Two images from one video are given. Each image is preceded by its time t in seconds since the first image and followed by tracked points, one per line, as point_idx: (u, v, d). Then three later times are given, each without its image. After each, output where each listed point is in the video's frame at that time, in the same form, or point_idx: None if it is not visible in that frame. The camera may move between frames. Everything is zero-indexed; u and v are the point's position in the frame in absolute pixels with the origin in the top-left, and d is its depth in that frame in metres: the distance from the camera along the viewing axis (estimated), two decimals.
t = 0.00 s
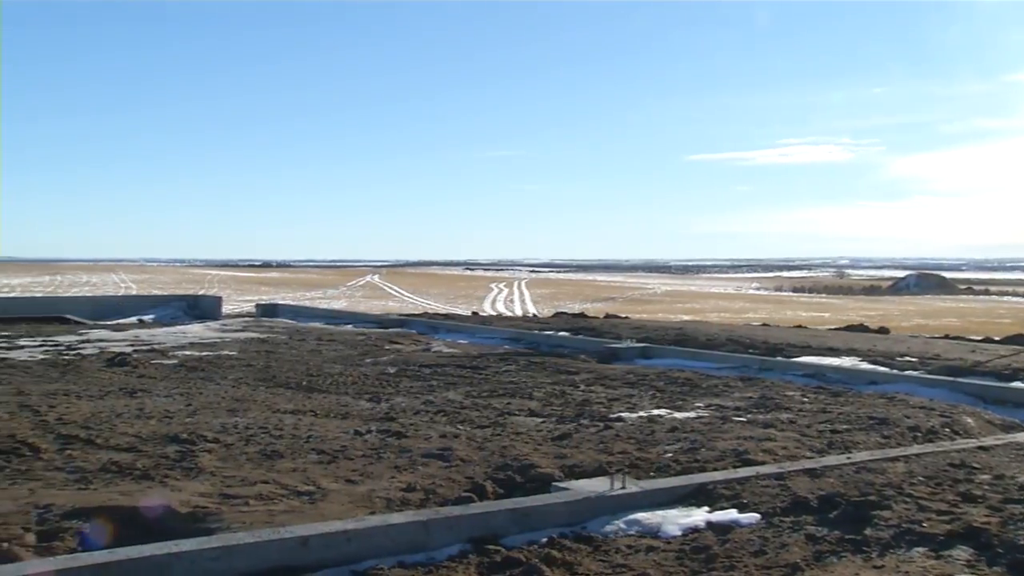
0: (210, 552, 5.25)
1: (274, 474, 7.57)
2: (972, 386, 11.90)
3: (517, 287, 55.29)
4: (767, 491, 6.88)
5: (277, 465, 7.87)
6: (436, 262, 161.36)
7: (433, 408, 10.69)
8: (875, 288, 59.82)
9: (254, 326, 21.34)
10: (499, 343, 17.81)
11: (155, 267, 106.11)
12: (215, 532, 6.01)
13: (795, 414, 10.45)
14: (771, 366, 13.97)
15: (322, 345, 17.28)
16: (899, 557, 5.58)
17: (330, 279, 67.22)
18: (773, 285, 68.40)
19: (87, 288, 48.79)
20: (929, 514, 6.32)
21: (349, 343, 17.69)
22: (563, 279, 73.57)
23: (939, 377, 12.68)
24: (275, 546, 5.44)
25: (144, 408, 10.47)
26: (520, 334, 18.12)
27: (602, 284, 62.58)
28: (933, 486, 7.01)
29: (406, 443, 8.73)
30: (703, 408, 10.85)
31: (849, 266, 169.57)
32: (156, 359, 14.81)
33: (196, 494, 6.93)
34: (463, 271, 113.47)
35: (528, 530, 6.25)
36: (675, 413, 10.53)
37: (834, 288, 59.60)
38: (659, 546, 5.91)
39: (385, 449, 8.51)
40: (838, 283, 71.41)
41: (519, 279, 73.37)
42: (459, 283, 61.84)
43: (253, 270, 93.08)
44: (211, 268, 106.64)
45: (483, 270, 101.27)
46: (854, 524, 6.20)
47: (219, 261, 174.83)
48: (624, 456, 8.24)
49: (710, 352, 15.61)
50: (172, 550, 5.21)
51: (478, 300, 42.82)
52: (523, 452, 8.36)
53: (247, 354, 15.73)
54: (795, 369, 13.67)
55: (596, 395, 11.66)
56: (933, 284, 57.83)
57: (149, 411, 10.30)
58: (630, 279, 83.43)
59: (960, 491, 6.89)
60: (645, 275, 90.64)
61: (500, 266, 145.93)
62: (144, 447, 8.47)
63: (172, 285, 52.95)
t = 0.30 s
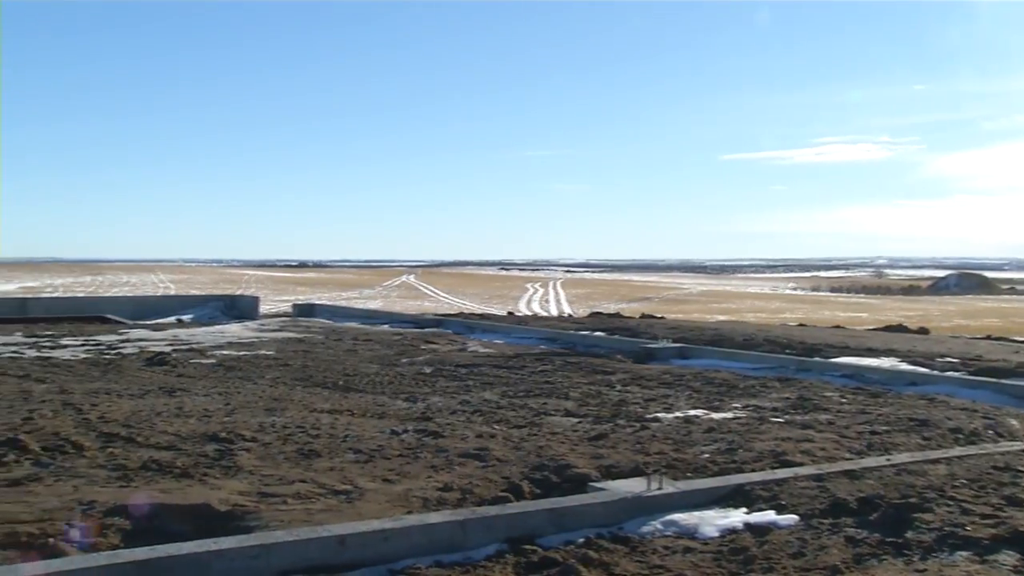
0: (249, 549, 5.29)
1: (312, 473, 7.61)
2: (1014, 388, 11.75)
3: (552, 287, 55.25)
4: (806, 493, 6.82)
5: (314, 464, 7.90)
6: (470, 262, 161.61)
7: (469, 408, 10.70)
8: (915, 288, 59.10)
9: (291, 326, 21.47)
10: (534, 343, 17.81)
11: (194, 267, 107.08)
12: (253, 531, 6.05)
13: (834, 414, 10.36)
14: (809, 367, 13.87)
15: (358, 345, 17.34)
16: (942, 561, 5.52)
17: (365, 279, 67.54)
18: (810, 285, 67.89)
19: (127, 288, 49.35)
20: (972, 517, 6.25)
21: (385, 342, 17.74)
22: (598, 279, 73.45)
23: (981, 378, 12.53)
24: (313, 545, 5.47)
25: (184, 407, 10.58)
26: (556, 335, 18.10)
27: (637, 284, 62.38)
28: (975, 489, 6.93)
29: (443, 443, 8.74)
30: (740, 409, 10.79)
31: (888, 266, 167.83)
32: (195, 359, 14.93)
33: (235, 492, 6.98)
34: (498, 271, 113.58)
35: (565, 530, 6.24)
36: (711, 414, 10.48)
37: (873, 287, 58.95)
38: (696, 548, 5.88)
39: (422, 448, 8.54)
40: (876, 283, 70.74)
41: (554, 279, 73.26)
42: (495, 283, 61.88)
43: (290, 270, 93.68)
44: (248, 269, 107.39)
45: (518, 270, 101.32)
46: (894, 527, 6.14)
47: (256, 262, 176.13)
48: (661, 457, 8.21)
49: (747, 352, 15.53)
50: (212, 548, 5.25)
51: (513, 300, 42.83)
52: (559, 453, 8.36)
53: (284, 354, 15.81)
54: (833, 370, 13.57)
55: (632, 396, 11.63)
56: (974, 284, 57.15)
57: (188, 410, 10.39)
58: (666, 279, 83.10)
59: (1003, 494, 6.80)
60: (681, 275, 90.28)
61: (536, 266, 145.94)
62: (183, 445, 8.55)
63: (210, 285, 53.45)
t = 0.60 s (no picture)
0: (289, 548, 5.32)
1: (351, 472, 7.65)
2: None
3: (589, 287, 55.12)
4: (847, 495, 6.76)
5: (353, 464, 7.93)
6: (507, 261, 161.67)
7: (507, 408, 10.70)
8: (957, 288, 58.39)
9: (329, 326, 21.58)
10: (572, 343, 17.79)
11: (233, 267, 107.96)
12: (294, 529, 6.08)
13: (875, 416, 10.26)
14: (849, 367, 13.74)
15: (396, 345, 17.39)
16: (988, 566, 5.45)
17: (402, 279, 67.80)
18: (850, 285, 67.32)
19: (167, 288, 49.89)
20: (1019, 522, 6.16)
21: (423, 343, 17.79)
22: (635, 279, 73.25)
23: None
24: (353, 543, 5.49)
25: (224, 406, 10.66)
26: (593, 335, 18.07)
27: (676, 284, 62.13)
28: (1022, 493, 6.83)
29: (481, 443, 8.75)
30: (779, 410, 10.72)
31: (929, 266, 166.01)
32: (234, 358, 15.04)
33: (275, 491, 7.03)
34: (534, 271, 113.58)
35: (603, 530, 6.22)
36: (750, 414, 10.42)
37: (914, 288, 58.31)
38: (735, 549, 5.85)
39: (460, 448, 8.55)
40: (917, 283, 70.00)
41: (591, 279, 73.11)
42: (532, 283, 61.86)
43: (328, 270, 94.21)
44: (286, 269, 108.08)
45: (554, 270, 101.28)
46: (938, 530, 6.07)
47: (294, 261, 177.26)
48: (700, 457, 8.17)
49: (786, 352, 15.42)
50: (253, 546, 5.29)
51: (550, 300, 42.80)
52: (597, 453, 8.34)
53: (323, 353, 15.89)
54: (874, 370, 13.44)
55: (670, 396, 11.57)
56: (1017, 285, 56.39)
57: (228, 409, 10.47)
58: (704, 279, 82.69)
59: None
60: (719, 275, 89.82)
61: (572, 266, 145.73)
62: (224, 444, 8.61)
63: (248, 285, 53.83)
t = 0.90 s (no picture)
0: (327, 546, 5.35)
1: (387, 472, 7.67)
2: None
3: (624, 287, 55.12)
4: (887, 497, 6.70)
5: (389, 463, 7.96)
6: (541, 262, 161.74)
7: (542, 408, 10.70)
8: (996, 287, 57.79)
9: (365, 326, 21.68)
10: (607, 343, 17.76)
11: (269, 267, 108.72)
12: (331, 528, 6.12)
13: (915, 417, 10.15)
14: (888, 368, 13.62)
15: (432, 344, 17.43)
16: None
17: (438, 279, 68.04)
18: (888, 285, 66.78)
19: (205, 288, 50.42)
20: None
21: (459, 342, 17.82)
22: (670, 279, 73.08)
23: None
24: (391, 542, 5.51)
25: (261, 405, 10.74)
26: (629, 335, 18.04)
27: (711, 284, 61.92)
28: None
29: (517, 443, 8.75)
30: (817, 411, 10.64)
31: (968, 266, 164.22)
32: (272, 358, 15.15)
33: (312, 490, 7.07)
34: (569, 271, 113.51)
35: (640, 530, 6.20)
36: (787, 415, 10.35)
37: (953, 287, 57.70)
38: (773, 551, 5.81)
39: (496, 448, 8.55)
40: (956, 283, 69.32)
41: (626, 279, 72.98)
42: (567, 283, 61.85)
43: (364, 270, 94.70)
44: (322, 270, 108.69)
45: (589, 269, 101.20)
46: (982, 534, 5.99)
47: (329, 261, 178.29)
48: (737, 458, 8.13)
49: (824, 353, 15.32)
50: (291, 544, 5.32)
51: (585, 300, 42.78)
52: (634, 453, 8.32)
53: (359, 353, 15.97)
54: (913, 371, 13.31)
55: (707, 397, 11.52)
56: None
57: (266, 408, 10.55)
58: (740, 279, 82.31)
59: None
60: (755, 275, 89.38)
61: (607, 266, 145.52)
62: (261, 443, 8.67)
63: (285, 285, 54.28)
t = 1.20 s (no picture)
0: (363, 545, 5.37)
1: (423, 471, 7.69)
2: None
3: (659, 287, 54.93)
4: (928, 499, 6.62)
5: (424, 463, 7.98)
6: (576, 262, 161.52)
7: (578, 408, 10.69)
8: None
9: (401, 326, 21.74)
10: (642, 343, 17.71)
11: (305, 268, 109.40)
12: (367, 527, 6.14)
13: (955, 419, 10.04)
14: (927, 369, 13.48)
15: (467, 345, 17.46)
16: None
17: (472, 279, 68.16)
18: (926, 285, 66.11)
19: (241, 288, 50.88)
20: None
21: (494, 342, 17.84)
22: (706, 279, 72.73)
23: None
24: (427, 542, 5.51)
25: (298, 405, 10.80)
26: (665, 335, 17.98)
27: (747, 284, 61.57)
28: None
29: (552, 443, 8.74)
30: (855, 412, 10.55)
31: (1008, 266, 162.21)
32: (308, 358, 15.24)
33: (348, 489, 7.10)
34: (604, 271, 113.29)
35: (676, 531, 6.17)
36: (825, 416, 10.27)
37: (993, 288, 57.01)
38: (811, 553, 5.76)
39: (532, 448, 8.55)
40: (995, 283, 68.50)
41: (661, 279, 72.67)
42: (602, 283, 61.72)
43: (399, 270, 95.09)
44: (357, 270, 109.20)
45: (624, 269, 100.99)
46: None
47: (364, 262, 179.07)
48: (774, 459, 8.08)
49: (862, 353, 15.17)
50: (328, 543, 5.34)
51: (620, 300, 42.68)
52: (670, 454, 8.29)
53: (394, 353, 16.02)
54: (953, 373, 13.16)
55: (743, 397, 11.46)
56: None
57: (302, 408, 10.61)
58: (776, 280, 81.78)
59: None
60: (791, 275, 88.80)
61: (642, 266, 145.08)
62: (298, 442, 8.72)
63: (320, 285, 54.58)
